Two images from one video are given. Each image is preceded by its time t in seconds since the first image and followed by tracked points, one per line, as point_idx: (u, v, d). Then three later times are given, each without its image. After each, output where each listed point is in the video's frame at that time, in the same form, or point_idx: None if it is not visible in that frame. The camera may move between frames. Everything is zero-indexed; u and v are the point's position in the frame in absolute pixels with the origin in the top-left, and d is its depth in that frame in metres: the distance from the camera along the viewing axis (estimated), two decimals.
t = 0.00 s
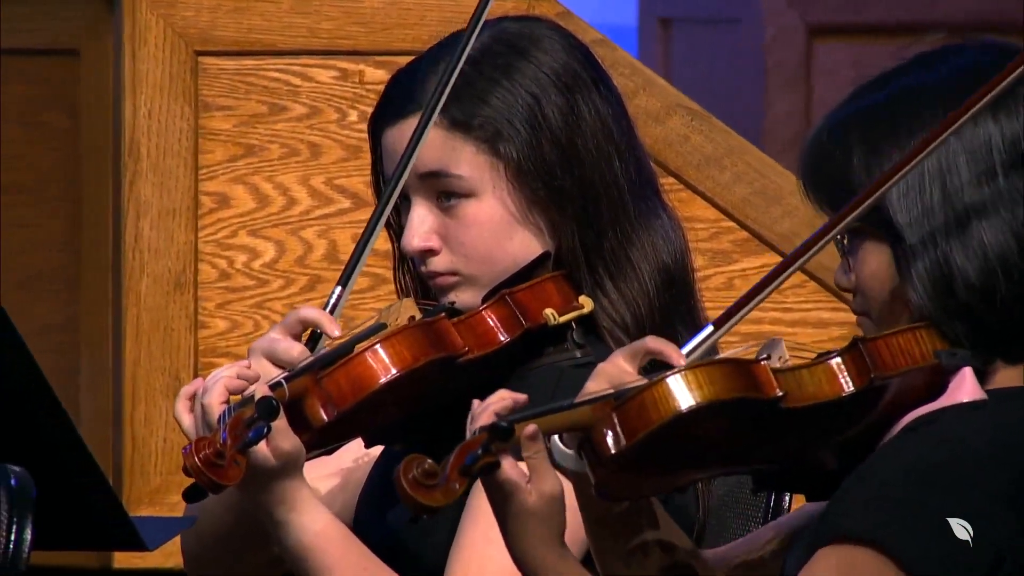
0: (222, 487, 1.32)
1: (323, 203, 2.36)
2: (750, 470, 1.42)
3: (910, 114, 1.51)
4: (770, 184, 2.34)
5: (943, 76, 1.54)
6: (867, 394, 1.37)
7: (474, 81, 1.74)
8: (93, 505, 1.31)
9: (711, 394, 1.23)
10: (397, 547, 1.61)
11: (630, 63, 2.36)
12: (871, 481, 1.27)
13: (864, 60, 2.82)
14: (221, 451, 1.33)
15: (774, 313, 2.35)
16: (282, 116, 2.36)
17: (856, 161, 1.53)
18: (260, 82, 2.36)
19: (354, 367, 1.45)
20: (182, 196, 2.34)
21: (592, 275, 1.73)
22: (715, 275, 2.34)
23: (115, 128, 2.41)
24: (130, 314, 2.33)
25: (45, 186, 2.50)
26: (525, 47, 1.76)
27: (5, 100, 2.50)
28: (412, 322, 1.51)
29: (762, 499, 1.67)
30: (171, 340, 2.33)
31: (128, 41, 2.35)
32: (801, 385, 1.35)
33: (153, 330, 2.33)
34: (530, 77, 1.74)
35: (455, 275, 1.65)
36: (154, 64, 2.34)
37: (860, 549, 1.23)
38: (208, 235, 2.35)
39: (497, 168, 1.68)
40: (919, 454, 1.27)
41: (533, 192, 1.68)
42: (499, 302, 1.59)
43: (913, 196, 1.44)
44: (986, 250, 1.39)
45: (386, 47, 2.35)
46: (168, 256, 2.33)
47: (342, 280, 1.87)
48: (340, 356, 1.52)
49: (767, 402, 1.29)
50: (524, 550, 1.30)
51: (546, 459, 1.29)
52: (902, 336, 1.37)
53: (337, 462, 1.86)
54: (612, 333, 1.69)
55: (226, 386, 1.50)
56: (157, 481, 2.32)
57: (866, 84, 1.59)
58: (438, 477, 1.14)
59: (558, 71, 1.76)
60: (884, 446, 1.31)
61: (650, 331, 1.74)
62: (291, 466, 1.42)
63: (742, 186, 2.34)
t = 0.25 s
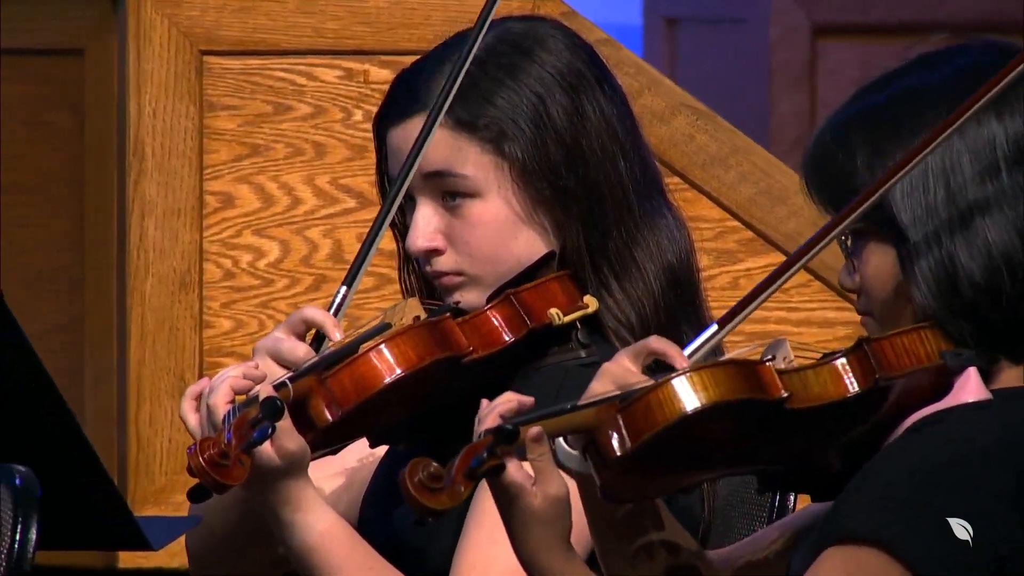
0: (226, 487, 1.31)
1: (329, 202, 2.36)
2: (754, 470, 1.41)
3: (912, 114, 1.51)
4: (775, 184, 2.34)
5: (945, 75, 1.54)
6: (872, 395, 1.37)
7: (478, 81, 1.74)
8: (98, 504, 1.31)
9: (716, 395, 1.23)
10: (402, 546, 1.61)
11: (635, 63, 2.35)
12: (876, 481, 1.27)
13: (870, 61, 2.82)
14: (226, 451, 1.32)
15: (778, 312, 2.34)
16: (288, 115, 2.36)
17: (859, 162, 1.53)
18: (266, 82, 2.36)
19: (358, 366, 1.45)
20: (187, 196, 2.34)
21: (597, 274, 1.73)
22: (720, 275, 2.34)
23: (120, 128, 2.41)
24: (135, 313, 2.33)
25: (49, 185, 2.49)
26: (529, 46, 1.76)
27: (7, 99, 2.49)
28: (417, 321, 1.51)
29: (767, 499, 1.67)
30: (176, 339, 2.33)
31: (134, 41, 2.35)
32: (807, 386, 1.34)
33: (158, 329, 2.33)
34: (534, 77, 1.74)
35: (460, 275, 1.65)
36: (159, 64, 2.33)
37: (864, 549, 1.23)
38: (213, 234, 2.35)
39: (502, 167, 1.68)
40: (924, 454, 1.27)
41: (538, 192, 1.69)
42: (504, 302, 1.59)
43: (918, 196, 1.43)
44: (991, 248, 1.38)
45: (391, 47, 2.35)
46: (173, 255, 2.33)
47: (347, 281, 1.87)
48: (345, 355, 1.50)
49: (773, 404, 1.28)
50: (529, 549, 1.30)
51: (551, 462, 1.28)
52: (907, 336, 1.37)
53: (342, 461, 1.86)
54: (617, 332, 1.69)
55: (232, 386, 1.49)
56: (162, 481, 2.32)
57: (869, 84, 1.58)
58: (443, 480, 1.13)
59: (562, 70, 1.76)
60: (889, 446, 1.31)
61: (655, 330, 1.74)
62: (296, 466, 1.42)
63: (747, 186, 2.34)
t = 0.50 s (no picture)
0: (230, 485, 1.31)
1: (332, 202, 2.36)
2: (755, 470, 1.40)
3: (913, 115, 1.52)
4: (778, 184, 2.34)
5: (947, 75, 1.55)
6: (875, 395, 1.36)
7: (479, 81, 1.73)
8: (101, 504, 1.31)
9: (720, 395, 1.23)
10: (405, 546, 1.61)
11: (637, 63, 2.35)
12: (878, 481, 1.27)
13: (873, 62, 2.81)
14: (229, 449, 1.32)
15: (781, 312, 2.34)
16: (291, 115, 2.36)
17: (862, 162, 1.53)
18: (269, 82, 2.36)
19: (361, 365, 1.46)
20: (190, 196, 2.34)
21: (600, 274, 1.74)
22: (723, 275, 2.34)
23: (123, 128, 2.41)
24: (138, 313, 2.33)
25: (52, 185, 2.49)
26: (531, 46, 1.75)
27: (8, 99, 2.49)
28: (420, 321, 1.51)
29: (770, 499, 1.67)
30: (179, 339, 2.33)
31: (137, 41, 2.35)
32: (809, 386, 1.34)
33: (161, 329, 2.33)
34: (536, 77, 1.73)
35: (463, 275, 1.66)
36: (162, 64, 2.34)
37: (865, 549, 1.23)
38: (216, 235, 2.35)
39: (504, 167, 1.68)
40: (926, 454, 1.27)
41: (541, 192, 1.68)
42: (506, 301, 1.59)
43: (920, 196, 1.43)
44: (992, 249, 1.39)
45: (394, 47, 2.35)
46: (176, 256, 2.34)
47: (346, 279, 1.87)
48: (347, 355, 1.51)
49: (775, 404, 1.28)
50: (531, 548, 1.30)
51: (555, 461, 1.28)
52: (909, 337, 1.37)
53: (345, 461, 1.86)
54: (619, 332, 1.71)
55: (236, 385, 1.49)
56: (165, 481, 2.33)
57: (870, 83, 1.58)
58: (448, 480, 1.13)
59: (565, 70, 1.75)
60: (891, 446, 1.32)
61: (657, 330, 1.75)
62: (300, 464, 1.43)
63: (750, 186, 2.34)
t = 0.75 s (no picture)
0: (231, 483, 1.31)
1: (332, 202, 2.36)
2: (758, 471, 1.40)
3: (913, 115, 1.50)
4: (778, 184, 2.34)
5: (950, 75, 1.53)
6: (878, 395, 1.36)
7: (482, 81, 1.74)
8: (102, 504, 1.31)
9: (724, 397, 1.23)
10: (405, 546, 1.61)
11: (638, 63, 2.35)
12: (879, 482, 1.26)
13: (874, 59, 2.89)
14: (231, 447, 1.32)
15: (782, 312, 2.34)
16: (291, 115, 2.36)
17: (863, 167, 1.52)
18: (269, 82, 2.36)
19: (362, 364, 1.45)
20: (191, 196, 2.34)
21: (600, 274, 1.73)
22: (723, 275, 2.33)
23: (123, 128, 2.41)
24: (139, 313, 2.33)
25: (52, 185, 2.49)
26: (533, 46, 1.76)
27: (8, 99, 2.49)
28: (421, 320, 1.50)
29: (770, 499, 1.67)
30: (180, 339, 2.33)
31: (137, 41, 2.35)
32: (811, 386, 1.34)
33: (161, 329, 2.33)
34: (538, 76, 1.74)
35: (464, 275, 1.65)
36: (163, 64, 2.34)
37: (867, 549, 1.22)
38: (216, 235, 2.35)
39: (505, 167, 1.68)
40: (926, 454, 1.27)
41: (542, 192, 1.68)
42: (508, 301, 1.59)
43: (921, 197, 1.43)
44: (994, 249, 1.39)
45: (395, 47, 2.35)
46: (176, 255, 2.33)
47: (351, 280, 1.86)
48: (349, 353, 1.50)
49: (779, 405, 1.28)
50: (532, 548, 1.30)
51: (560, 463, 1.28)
52: (912, 337, 1.37)
53: (346, 460, 1.85)
54: (620, 332, 1.69)
55: (236, 383, 1.49)
56: (165, 480, 2.32)
57: (870, 84, 1.58)
58: (456, 482, 1.13)
59: (566, 70, 1.76)
60: (892, 446, 1.32)
61: (658, 331, 1.75)
62: (302, 463, 1.43)
63: (750, 186, 2.34)
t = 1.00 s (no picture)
0: (232, 481, 1.32)
1: (330, 203, 2.35)
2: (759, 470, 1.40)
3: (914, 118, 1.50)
4: (777, 184, 2.33)
5: (949, 76, 1.53)
6: (877, 395, 1.36)
7: (482, 79, 1.74)
8: (100, 505, 1.31)
9: (722, 395, 1.23)
10: (404, 546, 1.61)
11: (637, 63, 2.35)
12: (878, 482, 1.26)
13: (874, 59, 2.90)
14: (232, 444, 1.33)
15: (781, 313, 2.34)
16: (289, 115, 2.36)
17: (862, 169, 1.52)
18: (267, 82, 2.36)
19: (361, 363, 1.46)
20: (190, 197, 2.34)
21: (598, 274, 1.73)
22: (722, 275, 2.34)
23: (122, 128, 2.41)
24: (137, 313, 2.33)
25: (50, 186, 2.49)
26: (533, 46, 1.76)
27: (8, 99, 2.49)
28: (419, 318, 1.50)
29: (769, 500, 1.66)
30: (179, 340, 2.33)
31: (136, 42, 2.35)
32: (810, 385, 1.34)
33: (160, 329, 2.33)
34: (537, 75, 1.74)
35: (462, 273, 1.65)
36: (161, 64, 2.34)
37: (867, 549, 1.22)
38: (215, 235, 2.35)
39: (504, 166, 1.68)
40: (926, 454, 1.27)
41: (540, 190, 1.69)
42: (506, 300, 1.58)
43: (920, 198, 1.44)
44: (993, 250, 1.39)
45: (393, 47, 2.34)
46: (175, 255, 2.33)
47: (351, 277, 1.86)
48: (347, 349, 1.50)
49: (777, 404, 1.28)
50: (532, 548, 1.30)
51: (558, 462, 1.29)
52: (912, 337, 1.37)
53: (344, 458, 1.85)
54: (618, 332, 1.70)
55: (236, 379, 1.48)
56: (164, 481, 2.32)
57: (871, 84, 1.58)
58: (453, 479, 1.13)
59: (565, 69, 1.76)
60: (892, 446, 1.32)
61: (654, 330, 1.74)
62: (301, 461, 1.43)
63: (749, 186, 2.34)
